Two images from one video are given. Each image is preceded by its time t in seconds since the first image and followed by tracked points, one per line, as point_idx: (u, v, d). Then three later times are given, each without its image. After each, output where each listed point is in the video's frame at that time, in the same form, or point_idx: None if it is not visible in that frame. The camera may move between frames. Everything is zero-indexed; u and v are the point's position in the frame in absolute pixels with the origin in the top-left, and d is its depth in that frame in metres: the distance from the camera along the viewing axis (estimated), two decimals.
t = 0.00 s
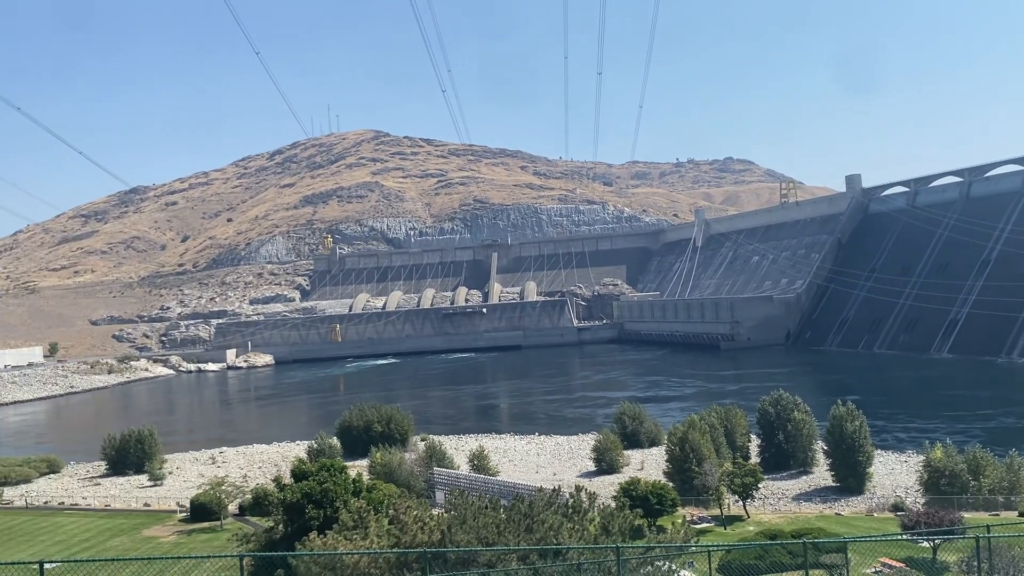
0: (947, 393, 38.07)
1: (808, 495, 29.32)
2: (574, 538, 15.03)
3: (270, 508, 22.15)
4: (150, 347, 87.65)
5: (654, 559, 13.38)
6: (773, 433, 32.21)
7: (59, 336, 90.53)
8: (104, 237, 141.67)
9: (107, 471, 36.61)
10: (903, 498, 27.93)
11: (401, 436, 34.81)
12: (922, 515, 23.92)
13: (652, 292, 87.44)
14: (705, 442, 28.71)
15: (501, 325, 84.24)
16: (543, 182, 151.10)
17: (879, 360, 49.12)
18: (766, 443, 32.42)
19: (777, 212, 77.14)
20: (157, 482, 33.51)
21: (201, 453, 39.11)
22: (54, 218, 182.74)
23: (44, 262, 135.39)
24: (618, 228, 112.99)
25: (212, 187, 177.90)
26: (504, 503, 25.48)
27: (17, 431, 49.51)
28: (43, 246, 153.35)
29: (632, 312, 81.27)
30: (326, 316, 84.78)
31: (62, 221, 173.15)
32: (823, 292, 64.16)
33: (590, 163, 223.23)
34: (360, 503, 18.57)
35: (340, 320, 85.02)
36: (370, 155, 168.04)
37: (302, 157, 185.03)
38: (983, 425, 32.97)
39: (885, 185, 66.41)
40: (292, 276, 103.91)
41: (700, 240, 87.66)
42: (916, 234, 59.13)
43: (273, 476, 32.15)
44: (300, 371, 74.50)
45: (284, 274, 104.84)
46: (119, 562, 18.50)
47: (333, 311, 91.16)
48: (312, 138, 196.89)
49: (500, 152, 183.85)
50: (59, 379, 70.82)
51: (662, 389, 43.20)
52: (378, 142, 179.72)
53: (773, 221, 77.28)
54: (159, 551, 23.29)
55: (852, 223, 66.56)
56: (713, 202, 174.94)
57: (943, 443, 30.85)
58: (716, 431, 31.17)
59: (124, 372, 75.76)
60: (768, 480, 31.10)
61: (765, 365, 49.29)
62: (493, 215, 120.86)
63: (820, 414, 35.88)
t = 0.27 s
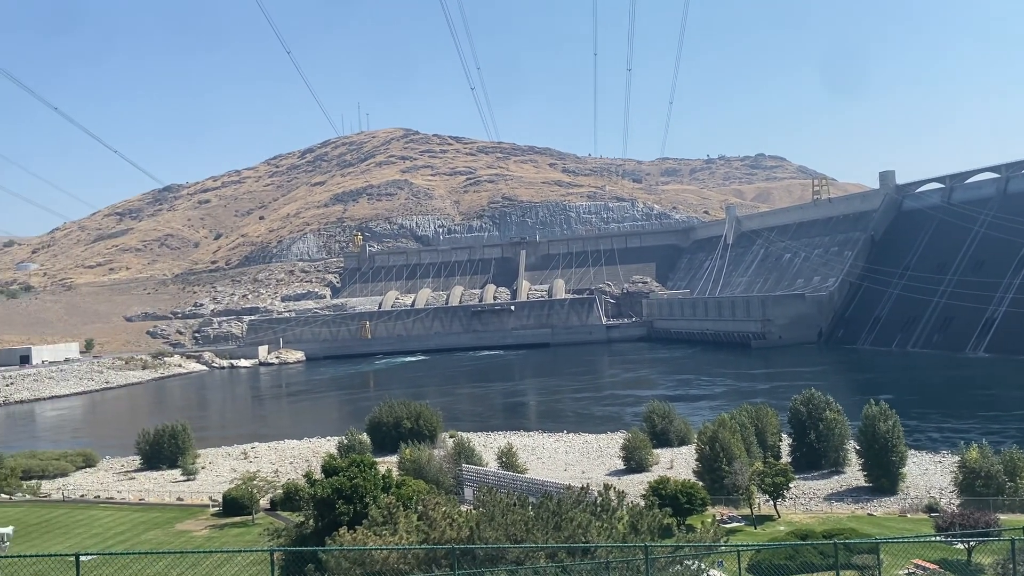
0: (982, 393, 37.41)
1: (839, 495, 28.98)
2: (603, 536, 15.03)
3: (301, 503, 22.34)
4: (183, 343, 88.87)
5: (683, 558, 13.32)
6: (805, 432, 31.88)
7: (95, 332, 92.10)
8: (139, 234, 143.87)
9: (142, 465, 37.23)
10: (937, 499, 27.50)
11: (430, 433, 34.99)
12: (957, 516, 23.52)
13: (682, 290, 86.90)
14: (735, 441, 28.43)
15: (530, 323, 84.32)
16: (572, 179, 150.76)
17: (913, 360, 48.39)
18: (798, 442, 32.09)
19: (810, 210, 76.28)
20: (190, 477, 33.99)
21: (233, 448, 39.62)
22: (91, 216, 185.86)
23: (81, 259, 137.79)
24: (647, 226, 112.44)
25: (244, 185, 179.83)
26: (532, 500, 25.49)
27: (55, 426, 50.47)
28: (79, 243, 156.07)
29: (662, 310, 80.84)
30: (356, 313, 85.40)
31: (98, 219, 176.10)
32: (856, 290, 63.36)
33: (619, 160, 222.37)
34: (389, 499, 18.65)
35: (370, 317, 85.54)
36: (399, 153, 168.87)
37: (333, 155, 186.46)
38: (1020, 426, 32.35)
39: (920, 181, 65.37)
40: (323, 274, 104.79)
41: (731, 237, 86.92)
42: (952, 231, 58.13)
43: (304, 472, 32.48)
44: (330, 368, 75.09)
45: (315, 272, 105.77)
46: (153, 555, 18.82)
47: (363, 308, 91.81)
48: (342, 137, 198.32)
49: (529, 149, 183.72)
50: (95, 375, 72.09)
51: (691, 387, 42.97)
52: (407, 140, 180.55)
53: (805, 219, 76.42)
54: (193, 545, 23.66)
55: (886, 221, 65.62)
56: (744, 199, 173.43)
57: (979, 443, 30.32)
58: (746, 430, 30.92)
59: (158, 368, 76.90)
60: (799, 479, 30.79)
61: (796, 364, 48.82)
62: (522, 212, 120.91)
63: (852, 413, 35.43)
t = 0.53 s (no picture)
0: (1021, 394, 36.65)
1: (873, 496, 28.56)
2: (633, 535, 14.98)
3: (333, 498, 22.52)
4: (217, 339, 90.04)
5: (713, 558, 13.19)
6: (838, 432, 31.47)
7: (131, 329, 93.64)
8: (174, 232, 145.98)
9: (176, 460, 37.79)
10: (974, 501, 27.00)
11: (459, 430, 35.10)
12: (995, 519, 23.06)
13: (713, 288, 86.21)
14: (767, 441, 28.12)
15: (559, 321, 84.28)
16: (602, 177, 150.18)
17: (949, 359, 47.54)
18: (831, 442, 31.69)
19: (844, 208, 75.30)
20: (224, 472, 34.41)
21: (266, 444, 40.05)
22: (128, 214, 189.11)
23: (118, 256, 140.11)
24: (679, 223, 111.67)
25: (277, 184, 181.67)
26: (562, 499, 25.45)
27: (92, 420, 51.42)
28: (116, 241, 158.74)
29: (693, 309, 80.28)
30: (387, 311, 85.87)
31: (134, 217, 178.98)
32: (891, 288, 62.40)
33: (650, 157, 221.13)
34: (419, 495, 18.73)
35: (401, 315, 85.98)
36: (430, 151, 169.43)
37: (364, 154, 187.65)
38: None
39: (957, 178, 64.17)
40: (354, 271, 105.53)
41: (763, 235, 86.01)
42: (990, 229, 57.00)
43: (335, 468, 32.74)
44: (361, 365, 75.61)
45: (346, 270, 106.55)
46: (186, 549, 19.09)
47: (393, 306, 92.30)
48: (373, 135, 199.48)
49: (559, 147, 183.35)
50: (131, 370, 73.31)
51: (723, 387, 42.63)
52: (438, 138, 181.10)
53: (839, 216, 75.40)
54: (225, 539, 23.98)
55: (922, 218, 64.52)
56: (777, 196, 171.51)
57: (1017, 445, 29.72)
58: (779, 429, 30.59)
59: (192, 364, 77.99)
60: (832, 480, 30.41)
61: (830, 363, 48.19)
62: (552, 210, 120.77)
63: (886, 414, 34.92)
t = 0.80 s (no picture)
0: None
1: (908, 498, 28.10)
2: (663, 535, 14.85)
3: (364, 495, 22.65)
4: (251, 337, 91.12)
5: (745, 558, 12.99)
6: (872, 433, 31.00)
7: (167, 326, 95.08)
8: (208, 231, 147.94)
9: (210, 455, 38.30)
10: (1012, 504, 26.43)
11: (489, 427, 35.19)
12: None
13: (746, 286, 85.39)
14: (800, 441, 27.75)
15: (590, 319, 84.08)
16: (633, 174, 149.52)
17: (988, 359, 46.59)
18: (865, 443, 31.23)
19: (879, 205, 74.22)
20: (256, 468, 34.80)
21: (298, 440, 40.42)
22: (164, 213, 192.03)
23: (154, 254, 142.24)
24: (711, 221, 110.76)
25: (309, 183, 183.32)
26: (592, 498, 25.36)
27: (128, 416, 52.31)
28: (152, 239, 161.24)
29: (725, 307, 79.65)
30: (417, 309, 86.44)
31: (170, 216, 181.70)
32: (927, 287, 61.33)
33: (682, 155, 219.72)
34: (450, 493, 18.76)
35: (430, 313, 86.47)
36: (460, 150, 169.83)
37: (395, 153, 188.68)
38: None
39: (995, 174, 62.85)
40: (385, 269, 106.18)
41: (797, 233, 84.98)
42: None
43: (366, 465, 32.97)
44: (391, 362, 75.99)
45: (377, 268, 107.21)
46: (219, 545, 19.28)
47: (423, 303, 92.72)
48: (405, 134, 200.51)
49: (590, 144, 182.80)
50: (166, 367, 74.43)
51: (755, 386, 42.26)
52: (468, 136, 181.54)
53: (875, 214, 74.28)
54: (258, 534, 24.22)
55: (959, 216, 63.31)
56: (811, 194, 169.56)
57: None
58: (812, 429, 30.21)
59: (226, 360, 78.98)
60: (867, 481, 29.98)
61: (864, 363, 47.52)
62: (583, 208, 120.52)
63: (922, 414, 34.34)
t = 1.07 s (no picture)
0: None
1: (945, 499, 27.63)
2: (695, 535, 14.77)
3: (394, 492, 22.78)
4: (284, 334, 92.10)
5: (778, 558, 12.87)
6: (908, 434, 30.53)
7: (202, 323, 96.42)
8: (242, 230, 149.73)
9: (244, 451, 38.79)
10: None
11: (519, 426, 35.23)
12: None
13: (779, 285, 84.53)
14: (834, 442, 27.39)
15: (620, 318, 83.76)
16: (665, 172, 148.62)
17: None
18: (901, 444, 30.78)
19: (915, 203, 73.05)
20: (289, 464, 35.18)
21: (330, 437, 40.78)
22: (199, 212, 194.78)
23: (188, 253, 144.37)
24: (743, 219, 109.84)
25: (341, 182, 184.70)
26: (622, 497, 25.27)
27: (164, 412, 53.16)
28: (187, 238, 163.63)
29: (757, 306, 78.91)
30: (447, 307, 86.85)
31: (205, 215, 184.16)
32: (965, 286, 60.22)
33: (714, 153, 218.12)
34: (480, 490, 18.82)
35: (461, 310, 87.06)
36: (491, 148, 170.10)
37: (426, 152, 189.48)
38: None
39: None
40: (416, 268, 106.68)
41: (831, 231, 83.91)
42: None
43: (397, 462, 33.17)
44: (422, 360, 76.41)
45: (408, 266, 107.79)
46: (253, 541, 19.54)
47: (454, 302, 93.04)
48: (436, 133, 201.33)
49: (621, 142, 182.03)
50: (200, 364, 75.49)
51: (788, 386, 41.84)
52: (499, 135, 181.72)
53: (911, 212, 73.10)
54: (291, 530, 24.48)
55: (998, 214, 62.09)
56: (845, 191, 167.36)
57: None
58: (846, 430, 29.81)
59: (259, 358, 79.93)
60: (902, 482, 29.56)
61: (900, 362, 46.83)
62: (613, 206, 120.13)
63: (959, 415, 33.73)
